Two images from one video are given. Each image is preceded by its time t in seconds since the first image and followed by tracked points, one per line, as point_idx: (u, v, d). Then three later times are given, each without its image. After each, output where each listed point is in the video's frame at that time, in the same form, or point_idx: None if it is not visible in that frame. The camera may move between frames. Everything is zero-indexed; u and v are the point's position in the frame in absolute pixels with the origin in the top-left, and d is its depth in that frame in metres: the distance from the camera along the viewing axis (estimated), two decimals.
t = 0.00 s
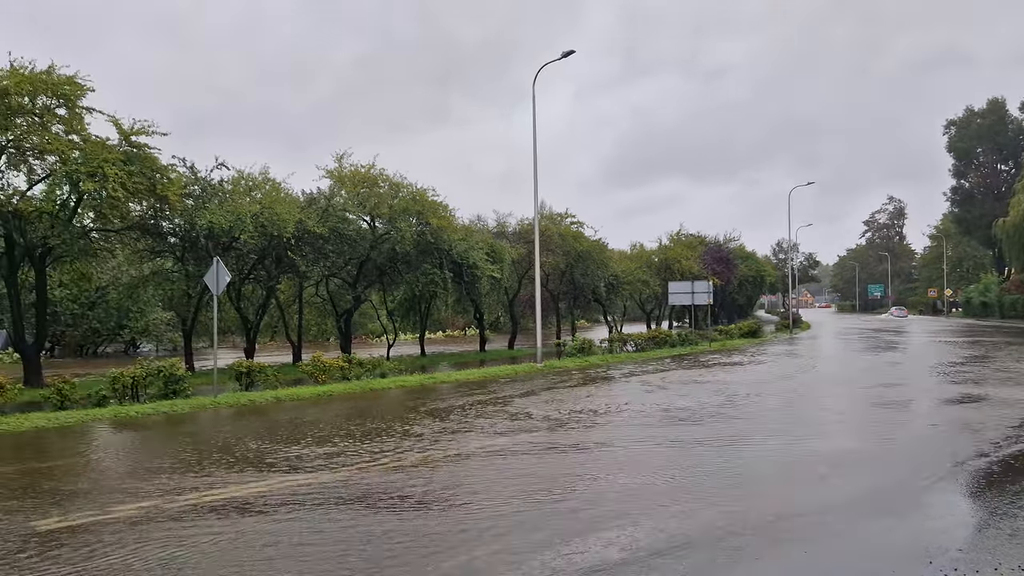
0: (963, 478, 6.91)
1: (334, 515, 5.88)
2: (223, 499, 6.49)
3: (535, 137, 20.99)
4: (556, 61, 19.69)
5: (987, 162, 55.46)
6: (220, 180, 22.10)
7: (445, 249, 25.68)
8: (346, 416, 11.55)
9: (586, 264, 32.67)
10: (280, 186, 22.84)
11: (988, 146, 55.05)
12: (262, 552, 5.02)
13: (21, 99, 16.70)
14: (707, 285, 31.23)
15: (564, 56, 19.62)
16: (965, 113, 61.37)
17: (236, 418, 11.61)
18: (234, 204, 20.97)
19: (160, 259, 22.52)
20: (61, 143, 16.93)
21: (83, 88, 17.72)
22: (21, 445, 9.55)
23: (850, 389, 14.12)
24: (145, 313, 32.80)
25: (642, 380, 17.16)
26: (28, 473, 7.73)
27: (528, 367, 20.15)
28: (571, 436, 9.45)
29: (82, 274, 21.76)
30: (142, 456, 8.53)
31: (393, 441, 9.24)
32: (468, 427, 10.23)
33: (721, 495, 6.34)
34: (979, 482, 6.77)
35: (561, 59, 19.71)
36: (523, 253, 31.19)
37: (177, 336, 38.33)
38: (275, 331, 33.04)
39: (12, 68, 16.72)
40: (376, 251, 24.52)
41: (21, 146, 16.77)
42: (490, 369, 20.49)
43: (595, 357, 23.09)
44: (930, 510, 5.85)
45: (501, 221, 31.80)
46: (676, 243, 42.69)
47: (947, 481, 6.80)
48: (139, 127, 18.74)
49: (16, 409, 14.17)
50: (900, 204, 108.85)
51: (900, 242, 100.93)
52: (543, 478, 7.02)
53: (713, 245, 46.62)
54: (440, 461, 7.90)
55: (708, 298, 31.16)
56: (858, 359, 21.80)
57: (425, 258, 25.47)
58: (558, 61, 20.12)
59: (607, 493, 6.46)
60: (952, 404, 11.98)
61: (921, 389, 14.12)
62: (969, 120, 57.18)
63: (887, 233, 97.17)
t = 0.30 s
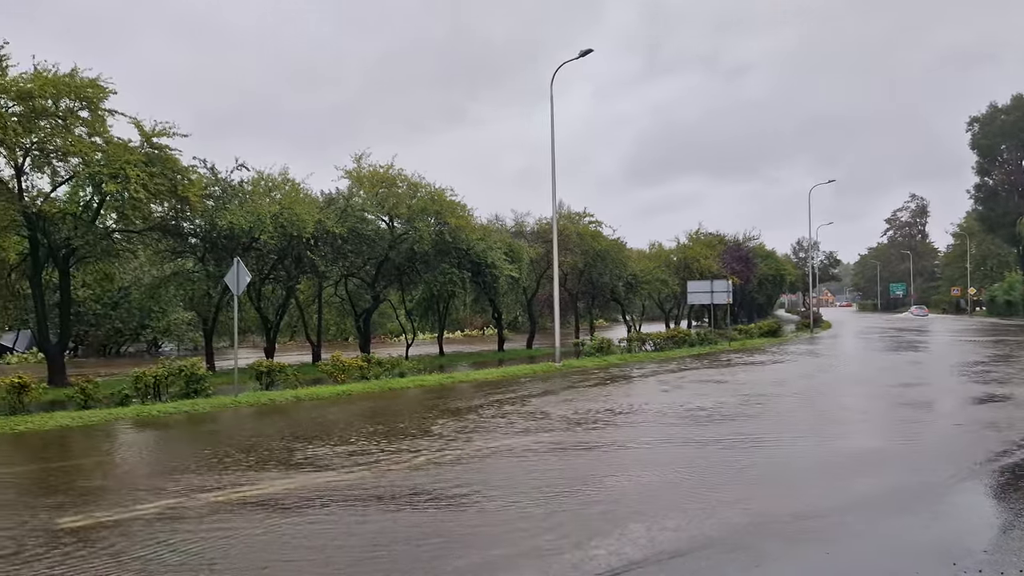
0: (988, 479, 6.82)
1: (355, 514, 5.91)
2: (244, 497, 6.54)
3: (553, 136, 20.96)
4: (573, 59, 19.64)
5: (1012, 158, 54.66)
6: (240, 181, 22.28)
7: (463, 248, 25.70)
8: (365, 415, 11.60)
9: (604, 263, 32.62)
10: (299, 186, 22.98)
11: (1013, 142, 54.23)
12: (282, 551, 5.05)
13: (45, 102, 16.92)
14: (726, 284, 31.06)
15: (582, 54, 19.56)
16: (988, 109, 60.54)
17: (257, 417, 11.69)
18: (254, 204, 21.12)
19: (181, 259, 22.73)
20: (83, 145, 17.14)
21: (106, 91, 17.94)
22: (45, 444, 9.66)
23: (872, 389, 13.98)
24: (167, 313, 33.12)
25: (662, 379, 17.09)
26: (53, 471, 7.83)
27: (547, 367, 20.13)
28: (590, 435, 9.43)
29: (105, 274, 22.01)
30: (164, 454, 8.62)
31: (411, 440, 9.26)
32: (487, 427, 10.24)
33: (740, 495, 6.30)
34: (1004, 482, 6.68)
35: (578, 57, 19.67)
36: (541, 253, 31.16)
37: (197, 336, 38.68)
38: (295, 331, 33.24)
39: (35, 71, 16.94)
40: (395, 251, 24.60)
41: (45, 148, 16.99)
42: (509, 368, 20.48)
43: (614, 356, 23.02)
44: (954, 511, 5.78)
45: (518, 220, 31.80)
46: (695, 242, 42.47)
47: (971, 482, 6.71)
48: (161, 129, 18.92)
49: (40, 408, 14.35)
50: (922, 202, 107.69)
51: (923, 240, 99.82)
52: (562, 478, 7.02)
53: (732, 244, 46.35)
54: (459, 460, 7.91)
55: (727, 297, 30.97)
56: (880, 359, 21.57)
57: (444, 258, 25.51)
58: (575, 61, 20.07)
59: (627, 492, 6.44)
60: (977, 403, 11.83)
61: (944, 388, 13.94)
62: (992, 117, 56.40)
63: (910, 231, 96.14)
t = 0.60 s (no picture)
0: (1008, 480, 6.75)
1: (371, 513, 5.93)
2: (261, 496, 6.58)
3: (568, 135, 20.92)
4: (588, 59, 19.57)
5: None
6: (256, 182, 22.40)
7: (478, 248, 25.70)
8: (380, 414, 11.63)
9: (619, 263, 32.55)
10: (315, 187, 23.07)
11: None
12: (296, 549, 5.07)
13: (64, 104, 17.08)
14: (743, 284, 30.90)
15: (597, 53, 19.49)
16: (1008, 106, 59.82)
17: (273, 416, 11.76)
18: (271, 204, 21.24)
19: (198, 259, 22.88)
20: (102, 147, 17.29)
21: (124, 92, 18.11)
22: (65, 442, 9.77)
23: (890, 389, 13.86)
24: (184, 313, 33.35)
25: (678, 379, 17.03)
26: (73, 470, 7.91)
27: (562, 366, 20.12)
28: (605, 435, 9.41)
29: (123, 275, 22.21)
30: (182, 453, 8.69)
31: (427, 439, 9.28)
32: (502, 426, 10.24)
33: (757, 495, 6.26)
34: None
35: (593, 57, 19.62)
36: (556, 252, 31.11)
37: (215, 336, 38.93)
38: (311, 331, 33.38)
39: (55, 74, 17.11)
40: (410, 251, 24.65)
41: (64, 150, 17.15)
42: (524, 368, 20.46)
43: (629, 356, 22.95)
44: (973, 512, 5.72)
45: (533, 219, 31.78)
46: (711, 241, 42.26)
47: (991, 482, 6.64)
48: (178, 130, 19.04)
49: (60, 407, 14.49)
50: (941, 200, 106.64)
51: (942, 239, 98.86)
52: (578, 477, 7.01)
53: (749, 243, 46.10)
54: (475, 460, 7.91)
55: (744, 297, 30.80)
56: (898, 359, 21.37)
57: (459, 258, 25.52)
58: (590, 60, 20.03)
59: (643, 492, 6.43)
60: (997, 403, 11.70)
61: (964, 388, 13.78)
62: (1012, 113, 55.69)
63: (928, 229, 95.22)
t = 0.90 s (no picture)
0: None
1: (387, 511, 5.96)
2: (278, 493, 6.62)
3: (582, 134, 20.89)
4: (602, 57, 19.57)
5: None
6: (271, 182, 22.52)
7: (492, 247, 25.73)
8: (395, 413, 11.66)
9: (633, 262, 32.48)
10: (330, 186, 23.15)
11: None
12: (312, 547, 5.09)
13: (82, 106, 17.25)
14: (758, 282, 30.75)
15: (612, 52, 19.51)
16: None
17: (289, 416, 11.81)
18: (286, 204, 21.34)
19: (214, 260, 23.04)
20: (119, 148, 17.42)
21: (141, 93, 18.25)
22: (83, 441, 9.85)
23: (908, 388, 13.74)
24: (200, 312, 33.57)
25: (693, 378, 16.97)
26: (91, 469, 7.97)
27: (576, 365, 20.09)
28: (619, 434, 9.41)
29: (140, 275, 22.38)
30: (199, 452, 8.75)
31: (442, 438, 9.30)
32: (516, 425, 10.24)
33: (773, 494, 6.23)
34: None
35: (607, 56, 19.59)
36: (569, 251, 31.08)
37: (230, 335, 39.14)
38: (326, 330, 33.51)
39: (72, 76, 17.28)
40: (424, 250, 24.70)
41: (82, 151, 17.30)
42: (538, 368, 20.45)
43: (644, 355, 22.89)
44: (992, 512, 5.67)
45: (547, 219, 31.77)
46: (726, 240, 42.07)
47: (1010, 482, 6.58)
48: (193, 131, 19.16)
49: (78, 405, 14.61)
50: (959, 198, 105.66)
51: (959, 237, 97.95)
52: (593, 476, 7.01)
53: (764, 242, 45.88)
54: (490, 459, 7.93)
55: (759, 296, 30.65)
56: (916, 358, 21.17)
57: (473, 257, 25.55)
58: (605, 58, 19.99)
59: (659, 491, 6.41)
60: (1017, 403, 11.59)
61: (983, 388, 13.64)
62: None
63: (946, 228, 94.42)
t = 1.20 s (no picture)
0: None
1: (403, 509, 5.99)
2: (295, 491, 6.67)
3: (596, 133, 20.85)
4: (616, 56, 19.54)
5: None
6: (287, 182, 22.65)
7: (507, 247, 25.75)
8: (411, 413, 11.69)
9: (648, 261, 32.41)
10: (345, 186, 23.24)
11: None
12: (327, 545, 5.12)
13: (100, 107, 17.42)
14: (774, 282, 30.58)
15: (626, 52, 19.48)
16: None
17: (305, 415, 11.87)
18: (302, 205, 21.45)
19: (231, 260, 23.19)
20: (137, 149, 17.55)
21: (159, 94, 18.37)
22: (103, 439, 9.94)
23: (926, 388, 13.62)
24: (217, 312, 33.79)
25: (709, 378, 16.92)
26: (111, 467, 8.05)
27: (591, 365, 20.07)
28: (635, 433, 9.40)
29: (157, 275, 22.56)
30: (217, 451, 8.81)
31: (458, 437, 9.31)
32: (532, 425, 10.25)
33: (789, 494, 6.20)
34: None
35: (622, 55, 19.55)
36: (584, 250, 31.04)
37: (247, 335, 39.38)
38: (342, 329, 33.65)
39: (91, 77, 17.44)
40: (439, 250, 24.74)
41: (101, 152, 17.46)
42: (553, 367, 20.46)
43: (659, 355, 22.82)
44: (1013, 513, 5.62)
45: (562, 218, 31.76)
46: (742, 239, 41.86)
47: None
48: (210, 131, 19.29)
49: (97, 404, 14.76)
50: (978, 196, 104.65)
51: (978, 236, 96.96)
52: (609, 475, 7.01)
53: (780, 241, 45.62)
54: (506, 458, 7.95)
55: (775, 295, 30.48)
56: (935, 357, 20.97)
57: (488, 257, 25.57)
58: (619, 57, 19.97)
59: (675, 491, 6.39)
60: None
61: (1003, 388, 13.49)
62: None
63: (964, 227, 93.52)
